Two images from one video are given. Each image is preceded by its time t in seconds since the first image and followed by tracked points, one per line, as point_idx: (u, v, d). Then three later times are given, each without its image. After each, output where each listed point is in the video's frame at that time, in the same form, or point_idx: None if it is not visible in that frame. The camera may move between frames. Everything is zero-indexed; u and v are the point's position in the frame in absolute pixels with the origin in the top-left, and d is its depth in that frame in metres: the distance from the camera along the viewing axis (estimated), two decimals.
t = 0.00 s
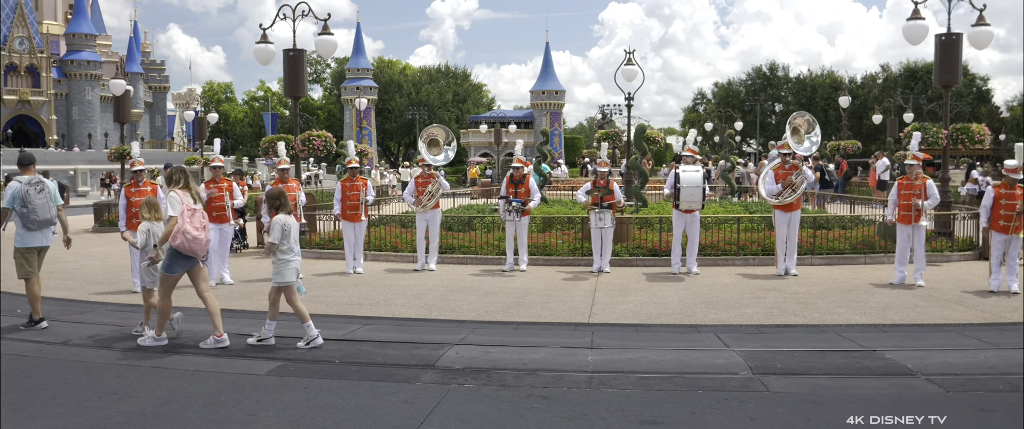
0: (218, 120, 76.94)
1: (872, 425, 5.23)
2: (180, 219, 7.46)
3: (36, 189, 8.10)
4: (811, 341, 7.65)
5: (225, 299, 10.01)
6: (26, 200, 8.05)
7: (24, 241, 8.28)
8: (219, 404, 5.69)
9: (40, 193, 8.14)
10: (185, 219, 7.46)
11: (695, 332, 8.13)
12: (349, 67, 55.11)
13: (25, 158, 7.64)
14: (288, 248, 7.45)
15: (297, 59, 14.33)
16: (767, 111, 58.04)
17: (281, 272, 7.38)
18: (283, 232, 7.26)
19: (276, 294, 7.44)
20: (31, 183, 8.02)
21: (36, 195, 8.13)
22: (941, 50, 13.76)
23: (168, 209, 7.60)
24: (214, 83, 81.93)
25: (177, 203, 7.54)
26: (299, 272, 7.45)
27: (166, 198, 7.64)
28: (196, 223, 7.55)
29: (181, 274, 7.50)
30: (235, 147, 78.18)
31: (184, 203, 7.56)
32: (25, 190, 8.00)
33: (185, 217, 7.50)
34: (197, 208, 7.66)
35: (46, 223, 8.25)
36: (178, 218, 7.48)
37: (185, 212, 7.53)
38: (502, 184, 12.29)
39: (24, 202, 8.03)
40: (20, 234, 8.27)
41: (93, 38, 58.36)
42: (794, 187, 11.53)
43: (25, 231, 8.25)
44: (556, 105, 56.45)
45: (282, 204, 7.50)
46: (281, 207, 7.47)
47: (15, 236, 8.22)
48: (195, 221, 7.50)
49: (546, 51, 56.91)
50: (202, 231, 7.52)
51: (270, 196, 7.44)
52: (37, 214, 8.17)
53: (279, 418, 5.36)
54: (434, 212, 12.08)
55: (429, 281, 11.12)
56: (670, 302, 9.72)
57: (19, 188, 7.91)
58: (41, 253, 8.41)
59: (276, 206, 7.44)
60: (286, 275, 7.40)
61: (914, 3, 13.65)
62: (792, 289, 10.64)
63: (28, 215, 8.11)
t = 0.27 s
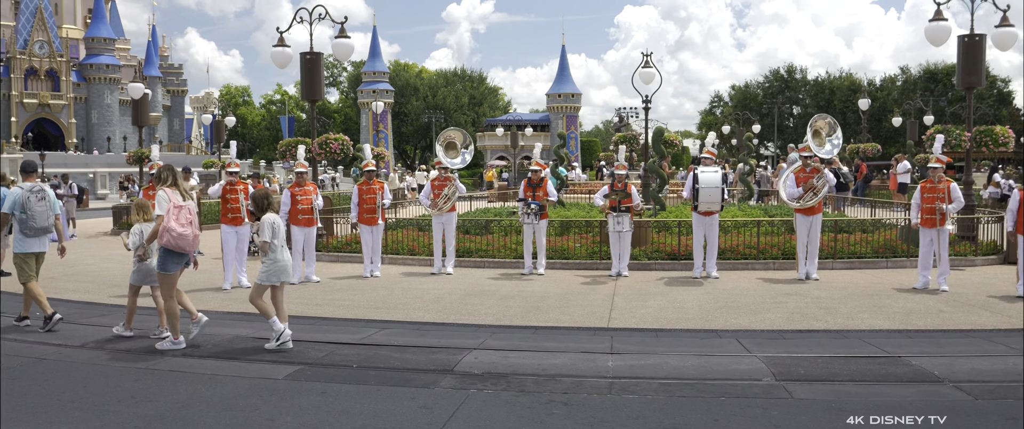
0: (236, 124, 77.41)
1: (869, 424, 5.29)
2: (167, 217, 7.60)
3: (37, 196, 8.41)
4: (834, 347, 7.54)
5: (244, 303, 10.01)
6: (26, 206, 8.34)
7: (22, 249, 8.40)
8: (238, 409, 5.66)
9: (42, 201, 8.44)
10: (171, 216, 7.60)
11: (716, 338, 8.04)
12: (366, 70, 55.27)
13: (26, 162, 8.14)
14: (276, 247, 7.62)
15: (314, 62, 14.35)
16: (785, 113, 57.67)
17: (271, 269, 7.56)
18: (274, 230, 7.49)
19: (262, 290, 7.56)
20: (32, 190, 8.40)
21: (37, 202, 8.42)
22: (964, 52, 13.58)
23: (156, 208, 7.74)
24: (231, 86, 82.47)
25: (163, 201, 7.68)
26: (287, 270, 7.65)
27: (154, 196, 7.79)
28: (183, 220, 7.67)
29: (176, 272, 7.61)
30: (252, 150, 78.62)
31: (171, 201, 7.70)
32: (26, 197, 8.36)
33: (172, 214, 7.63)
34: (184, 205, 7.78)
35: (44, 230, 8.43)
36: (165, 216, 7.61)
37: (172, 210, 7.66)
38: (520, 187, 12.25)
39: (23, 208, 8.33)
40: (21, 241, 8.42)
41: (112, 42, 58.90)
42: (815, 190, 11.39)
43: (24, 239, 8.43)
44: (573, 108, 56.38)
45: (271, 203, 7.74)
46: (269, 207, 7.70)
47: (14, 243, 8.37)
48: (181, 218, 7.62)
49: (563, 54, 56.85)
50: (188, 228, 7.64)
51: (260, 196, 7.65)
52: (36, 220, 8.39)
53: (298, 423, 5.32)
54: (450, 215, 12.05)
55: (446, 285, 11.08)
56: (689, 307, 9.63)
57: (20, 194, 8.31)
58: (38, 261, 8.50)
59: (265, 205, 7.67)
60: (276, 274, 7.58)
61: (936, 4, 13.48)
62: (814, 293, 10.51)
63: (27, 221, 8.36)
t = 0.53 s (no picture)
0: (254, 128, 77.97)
1: (871, 425, 5.33)
2: (162, 223, 7.71)
3: (42, 196, 8.72)
4: (859, 353, 7.43)
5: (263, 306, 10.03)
6: (32, 205, 8.64)
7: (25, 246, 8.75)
8: (257, 413, 5.65)
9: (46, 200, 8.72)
10: (166, 223, 7.71)
11: (738, 343, 7.97)
12: (384, 74, 55.48)
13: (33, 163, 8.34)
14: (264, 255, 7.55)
15: (334, 66, 14.39)
16: (804, 116, 57.28)
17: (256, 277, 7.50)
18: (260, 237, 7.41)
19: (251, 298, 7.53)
20: (37, 189, 8.69)
21: (42, 202, 8.72)
22: (988, 53, 13.39)
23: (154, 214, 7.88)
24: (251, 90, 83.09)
25: (160, 207, 7.81)
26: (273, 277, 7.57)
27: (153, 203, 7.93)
28: (177, 226, 7.77)
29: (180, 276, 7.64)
30: (270, 154, 79.14)
31: (167, 207, 7.81)
32: (32, 196, 8.65)
33: (167, 221, 7.75)
34: (180, 211, 7.89)
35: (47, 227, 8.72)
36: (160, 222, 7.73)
37: (168, 216, 7.77)
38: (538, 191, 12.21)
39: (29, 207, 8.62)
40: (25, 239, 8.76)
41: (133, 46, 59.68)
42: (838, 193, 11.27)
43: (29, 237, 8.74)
44: (590, 111, 56.34)
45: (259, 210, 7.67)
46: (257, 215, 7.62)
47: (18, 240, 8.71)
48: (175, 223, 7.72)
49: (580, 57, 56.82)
50: (182, 234, 7.73)
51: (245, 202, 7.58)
52: (41, 219, 8.69)
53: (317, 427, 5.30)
54: (467, 219, 12.02)
55: (465, 289, 11.05)
56: (710, 312, 9.54)
57: (26, 192, 8.61)
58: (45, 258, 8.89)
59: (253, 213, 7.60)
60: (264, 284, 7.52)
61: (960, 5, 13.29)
62: (837, 298, 10.38)
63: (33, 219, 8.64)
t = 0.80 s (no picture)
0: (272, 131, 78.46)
1: (871, 425, 5.41)
2: (161, 227, 7.65)
3: (44, 204, 8.91)
4: (882, 358, 7.35)
5: (283, 309, 10.08)
6: (35, 214, 8.84)
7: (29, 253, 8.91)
8: (279, 416, 5.67)
9: (49, 209, 8.94)
10: (164, 226, 7.65)
11: (760, 347, 7.91)
12: (401, 77, 55.65)
13: (38, 169, 8.58)
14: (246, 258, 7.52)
15: (353, 69, 14.43)
16: (824, 119, 56.88)
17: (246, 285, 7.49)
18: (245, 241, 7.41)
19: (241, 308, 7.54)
20: (39, 198, 8.88)
21: (45, 210, 8.91)
22: (1012, 55, 13.23)
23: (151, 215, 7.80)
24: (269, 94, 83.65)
25: (160, 210, 7.73)
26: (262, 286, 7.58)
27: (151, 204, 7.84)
28: (176, 231, 7.72)
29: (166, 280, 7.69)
30: (288, 156, 79.60)
31: (166, 211, 7.74)
32: (34, 205, 8.83)
33: (166, 224, 7.68)
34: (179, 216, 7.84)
35: (51, 235, 8.94)
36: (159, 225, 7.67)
37: (167, 220, 7.71)
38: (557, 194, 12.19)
39: (32, 216, 8.83)
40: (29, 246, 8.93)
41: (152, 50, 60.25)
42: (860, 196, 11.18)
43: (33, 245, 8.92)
44: (608, 114, 56.26)
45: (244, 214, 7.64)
46: (241, 218, 7.60)
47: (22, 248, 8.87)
48: (175, 229, 7.68)
49: (598, 60, 56.75)
50: (180, 239, 7.70)
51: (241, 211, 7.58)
52: (44, 228, 8.91)
53: None
54: (487, 221, 12.01)
55: (484, 292, 11.04)
56: (731, 316, 9.48)
57: (29, 202, 8.79)
58: (50, 264, 9.00)
59: (237, 216, 7.57)
60: (247, 286, 7.45)
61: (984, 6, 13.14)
62: (859, 303, 10.28)
63: (36, 227, 8.85)
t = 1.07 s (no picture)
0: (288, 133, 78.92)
1: (872, 425, 5.45)
2: (152, 228, 7.58)
3: (43, 202, 9.06)
4: (905, 363, 7.25)
5: (302, 311, 10.10)
6: (33, 211, 8.97)
7: (30, 250, 9.04)
8: (298, 419, 5.67)
9: (48, 207, 9.07)
10: (155, 227, 7.57)
11: (780, 351, 7.84)
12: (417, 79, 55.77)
13: (36, 167, 8.78)
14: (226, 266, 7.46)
15: (370, 71, 14.45)
16: (843, 120, 56.50)
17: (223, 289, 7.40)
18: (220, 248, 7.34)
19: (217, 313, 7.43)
20: (38, 197, 9.05)
21: (43, 208, 9.05)
22: None
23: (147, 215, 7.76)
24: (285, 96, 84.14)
25: (153, 210, 7.67)
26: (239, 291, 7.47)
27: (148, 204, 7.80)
28: (167, 231, 7.62)
29: (159, 279, 7.69)
30: (304, 158, 80.04)
31: (159, 212, 7.66)
32: (34, 204, 9.00)
33: (158, 226, 7.60)
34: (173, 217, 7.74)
35: (50, 233, 9.06)
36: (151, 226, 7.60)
37: (159, 221, 7.64)
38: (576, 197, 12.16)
39: (30, 214, 8.97)
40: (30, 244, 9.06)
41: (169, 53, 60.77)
42: (881, 199, 11.07)
43: (33, 242, 9.05)
44: (624, 116, 56.16)
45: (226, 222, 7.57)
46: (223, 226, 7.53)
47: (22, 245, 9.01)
48: (166, 229, 7.59)
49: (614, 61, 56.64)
50: (172, 240, 7.60)
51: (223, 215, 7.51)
52: (42, 224, 9.03)
53: None
54: (506, 224, 11.99)
55: (502, 295, 11.03)
56: (751, 320, 9.40)
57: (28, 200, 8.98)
58: (48, 262, 9.15)
59: (219, 223, 7.49)
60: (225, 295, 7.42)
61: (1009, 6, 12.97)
62: (881, 306, 10.17)
63: (35, 225, 8.99)
